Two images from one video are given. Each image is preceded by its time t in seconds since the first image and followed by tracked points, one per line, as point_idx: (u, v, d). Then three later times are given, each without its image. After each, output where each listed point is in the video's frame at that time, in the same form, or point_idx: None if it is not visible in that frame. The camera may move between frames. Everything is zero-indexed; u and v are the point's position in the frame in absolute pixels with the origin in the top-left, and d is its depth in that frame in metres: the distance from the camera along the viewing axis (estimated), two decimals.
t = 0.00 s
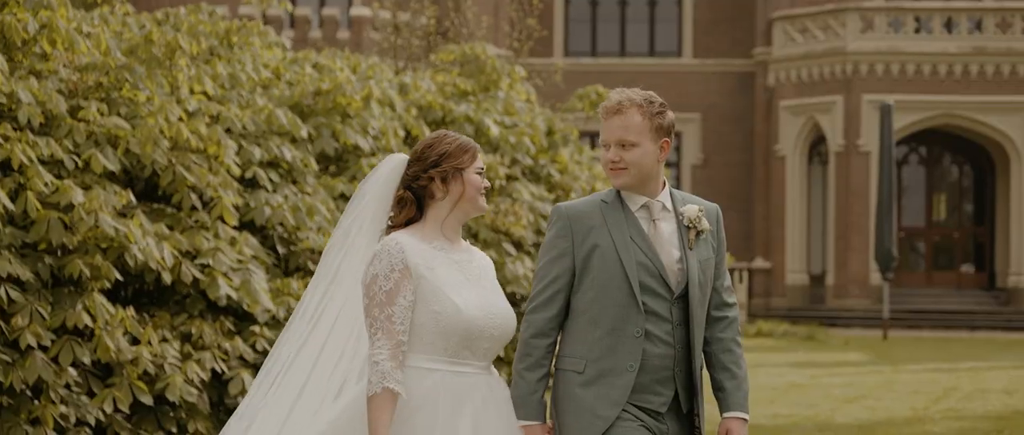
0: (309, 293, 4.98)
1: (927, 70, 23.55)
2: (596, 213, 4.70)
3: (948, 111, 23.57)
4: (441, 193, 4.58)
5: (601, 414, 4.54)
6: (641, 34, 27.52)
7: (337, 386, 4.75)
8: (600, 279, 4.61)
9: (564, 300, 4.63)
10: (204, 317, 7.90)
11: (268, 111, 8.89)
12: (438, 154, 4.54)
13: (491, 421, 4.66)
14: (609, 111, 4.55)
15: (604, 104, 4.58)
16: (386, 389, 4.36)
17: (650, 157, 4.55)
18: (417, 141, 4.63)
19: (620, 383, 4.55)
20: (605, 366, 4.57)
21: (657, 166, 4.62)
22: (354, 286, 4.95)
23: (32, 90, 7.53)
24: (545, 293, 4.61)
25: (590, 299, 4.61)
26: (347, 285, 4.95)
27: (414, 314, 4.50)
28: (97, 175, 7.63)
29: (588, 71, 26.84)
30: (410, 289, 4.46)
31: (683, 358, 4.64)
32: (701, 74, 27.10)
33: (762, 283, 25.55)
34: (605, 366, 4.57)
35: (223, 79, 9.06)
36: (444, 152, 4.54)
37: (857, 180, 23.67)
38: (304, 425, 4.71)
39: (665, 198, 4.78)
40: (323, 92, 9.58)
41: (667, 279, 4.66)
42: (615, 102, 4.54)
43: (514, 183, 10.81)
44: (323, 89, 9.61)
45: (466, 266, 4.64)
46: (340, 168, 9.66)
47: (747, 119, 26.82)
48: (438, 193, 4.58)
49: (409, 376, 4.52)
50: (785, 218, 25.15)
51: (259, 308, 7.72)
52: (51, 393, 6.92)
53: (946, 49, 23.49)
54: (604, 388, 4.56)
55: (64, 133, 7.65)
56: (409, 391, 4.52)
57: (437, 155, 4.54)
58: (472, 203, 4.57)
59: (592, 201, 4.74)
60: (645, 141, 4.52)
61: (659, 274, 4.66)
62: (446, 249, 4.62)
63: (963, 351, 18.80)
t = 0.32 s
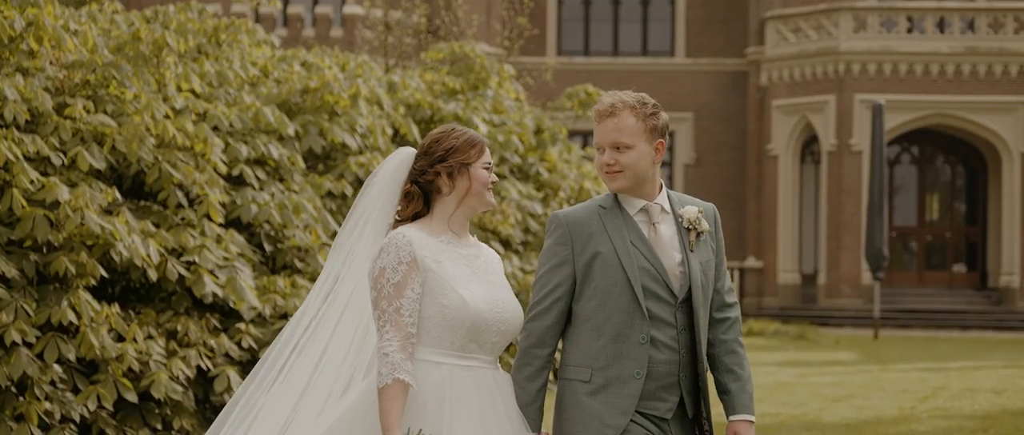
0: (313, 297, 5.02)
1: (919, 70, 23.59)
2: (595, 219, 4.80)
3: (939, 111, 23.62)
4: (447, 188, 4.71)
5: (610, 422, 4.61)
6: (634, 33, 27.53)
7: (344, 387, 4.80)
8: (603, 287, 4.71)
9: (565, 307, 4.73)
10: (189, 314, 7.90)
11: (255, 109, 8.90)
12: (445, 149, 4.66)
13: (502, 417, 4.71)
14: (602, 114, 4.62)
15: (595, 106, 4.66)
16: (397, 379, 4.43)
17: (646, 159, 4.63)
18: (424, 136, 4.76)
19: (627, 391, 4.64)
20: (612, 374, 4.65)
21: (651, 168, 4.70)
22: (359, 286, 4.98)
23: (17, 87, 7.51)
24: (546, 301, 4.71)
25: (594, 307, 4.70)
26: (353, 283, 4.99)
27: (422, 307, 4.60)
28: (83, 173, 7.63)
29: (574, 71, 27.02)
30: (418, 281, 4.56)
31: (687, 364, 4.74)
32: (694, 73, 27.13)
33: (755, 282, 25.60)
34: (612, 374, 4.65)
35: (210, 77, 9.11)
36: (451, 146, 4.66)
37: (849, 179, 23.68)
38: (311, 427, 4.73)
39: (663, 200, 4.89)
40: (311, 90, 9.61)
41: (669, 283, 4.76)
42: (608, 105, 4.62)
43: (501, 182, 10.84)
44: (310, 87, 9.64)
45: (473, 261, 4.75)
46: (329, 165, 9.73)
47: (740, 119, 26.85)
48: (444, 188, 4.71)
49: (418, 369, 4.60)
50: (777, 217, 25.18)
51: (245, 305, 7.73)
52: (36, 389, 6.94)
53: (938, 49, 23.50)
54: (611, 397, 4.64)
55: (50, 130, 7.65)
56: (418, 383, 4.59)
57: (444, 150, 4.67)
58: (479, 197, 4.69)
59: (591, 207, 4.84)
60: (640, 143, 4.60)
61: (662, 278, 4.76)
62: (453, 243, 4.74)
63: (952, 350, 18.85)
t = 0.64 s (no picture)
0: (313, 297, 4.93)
1: (913, 69, 23.60)
2: (591, 217, 4.72)
3: (933, 110, 23.64)
4: (450, 185, 4.57)
5: (609, 421, 4.52)
6: (629, 32, 27.54)
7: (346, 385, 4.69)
8: (600, 285, 4.62)
9: (563, 306, 4.66)
10: (178, 313, 7.95)
11: (244, 108, 8.93)
12: (449, 146, 4.53)
13: (504, 415, 4.58)
14: (594, 110, 4.52)
15: (588, 103, 4.55)
16: (404, 373, 4.30)
17: (639, 154, 4.53)
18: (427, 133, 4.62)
19: (627, 389, 4.55)
20: (611, 373, 4.56)
21: (647, 162, 4.60)
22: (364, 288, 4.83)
23: (6, 87, 7.52)
24: (543, 301, 4.64)
25: (592, 305, 4.62)
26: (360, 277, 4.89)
27: (425, 302, 4.48)
28: (72, 172, 7.66)
29: (566, 70, 27.02)
30: (423, 276, 4.44)
31: (689, 357, 4.65)
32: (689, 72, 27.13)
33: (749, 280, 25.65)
34: (610, 372, 4.56)
35: (200, 76, 9.13)
36: (454, 144, 4.52)
37: (843, 178, 23.68)
38: (309, 425, 4.61)
39: (660, 194, 4.80)
40: (301, 89, 9.64)
41: (669, 277, 4.66)
42: (601, 101, 4.50)
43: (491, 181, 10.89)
44: (300, 86, 9.67)
45: (478, 258, 4.62)
46: (319, 163, 9.78)
47: (735, 118, 26.89)
48: (448, 185, 4.57)
49: (422, 364, 4.48)
50: (771, 216, 25.19)
51: (233, 304, 7.77)
52: (24, 388, 6.96)
53: (932, 48, 23.51)
54: (610, 396, 4.55)
55: (39, 129, 7.68)
56: (422, 378, 4.47)
57: (447, 148, 4.53)
58: (484, 195, 4.55)
59: (586, 204, 4.76)
60: (633, 139, 4.49)
61: (661, 273, 4.66)
62: (457, 240, 4.61)
63: (944, 349, 18.88)
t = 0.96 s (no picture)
0: (314, 300, 4.91)
1: (907, 68, 23.65)
2: (583, 214, 4.71)
3: (928, 109, 23.68)
4: (453, 185, 4.59)
5: (600, 420, 4.53)
6: (623, 30, 27.52)
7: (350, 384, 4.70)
8: (592, 283, 4.62)
9: (559, 305, 4.67)
10: (167, 310, 7.98)
11: (234, 105, 8.95)
12: (450, 146, 4.55)
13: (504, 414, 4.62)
14: (582, 107, 4.52)
15: (577, 100, 4.56)
16: (409, 373, 4.31)
17: (629, 150, 4.53)
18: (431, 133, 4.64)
19: (617, 388, 4.54)
20: (602, 372, 4.56)
21: (638, 159, 4.59)
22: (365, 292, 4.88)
23: None
24: (536, 301, 4.66)
25: (584, 302, 4.62)
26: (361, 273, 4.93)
27: (430, 302, 4.48)
28: (61, 169, 7.70)
29: (558, 68, 27.05)
30: (429, 276, 4.45)
31: (683, 353, 4.62)
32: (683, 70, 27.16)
33: (743, 278, 25.68)
34: (601, 371, 4.56)
35: (190, 74, 9.15)
36: (456, 143, 4.54)
37: (837, 176, 23.70)
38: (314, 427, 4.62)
39: (654, 188, 4.77)
40: (291, 87, 9.68)
41: (662, 273, 4.64)
42: (588, 97, 4.51)
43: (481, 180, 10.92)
44: (290, 84, 9.70)
45: (482, 259, 4.63)
46: (309, 162, 9.82)
47: (729, 117, 26.92)
48: (451, 185, 4.59)
49: (425, 363, 4.48)
50: (765, 214, 25.23)
51: (223, 301, 7.79)
52: (12, 385, 6.97)
53: (926, 47, 23.55)
54: (600, 395, 4.55)
55: (28, 127, 7.71)
56: (425, 378, 4.47)
57: (450, 147, 4.55)
58: (487, 195, 4.56)
59: (579, 201, 4.76)
60: (622, 135, 4.49)
61: (653, 270, 4.64)
62: (462, 240, 4.62)
63: (936, 347, 18.92)
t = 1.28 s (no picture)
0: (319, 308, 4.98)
1: (897, 68, 23.69)
2: (575, 215, 4.78)
3: (917, 109, 23.72)
4: (454, 189, 4.64)
5: (588, 422, 4.59)
6: (614, 30, 27.51)
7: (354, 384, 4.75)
8: (582, 285, 4.68)
9: (552, 307, 4.74)
10: (152, 310, 8.01)
11: (221, 105, 8.97)
12: (450, 150, 4.60)
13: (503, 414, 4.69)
14: (574, 108, 4.55)
15: (569, 100, 4.58)
16: (410, 378, 4.36)
17: (620, 152, 4.56)
18: (433, 137, 4.69)
19: (606, 391, 4.61)
20: (590, 374, 4.63)
21: (630, 159, 4.62)
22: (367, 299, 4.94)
23: None
24: (530, 303, 4.73)
25: (574, 304, 4.69)
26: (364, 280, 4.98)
27: (432, 306, 4.53)
28: (46, 169, 7.71)
29: (547, 68, 27.08)
30: (431, 280, 4.49)
31: (672, 355, 4.68)
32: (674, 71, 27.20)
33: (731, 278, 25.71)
34: (590, 373, 4.63)
35: (177, 74, 9.17)
36: (457, 147, 4.59)
37: (826, 176, 23.73)
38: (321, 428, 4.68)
39: (647, 189, 4.84)
40: (278, 87, 9.71)
41: (652, 276, 4.71)
42: (580, 99, 4.54)
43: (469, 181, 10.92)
44: (277, 84, 9.72)
45: (484, 264, 4.68)
46: (296, 161, 9.84)
47: (720, 117, 26.96)
48: (452, 189, 4.65)
49: (428, 370, 4.54)
50: (755, 214, 25.25)
51: (208, 301, 7.80)
52: None
53: (915, 47, 23.59)
54: (588, 397, 4.62)
55: (13, 126, 7.73)
56: (427, 384, 4.54)
57: (450, 151, 4.60)
58: (489, 197, 4.61)
59: (572, 201, 4.82)
60: (613, 137, 4.52)
61: (643, 272, 4.70)
62: (464, 244, 4.68)
63: (924, 347, 18.97)
